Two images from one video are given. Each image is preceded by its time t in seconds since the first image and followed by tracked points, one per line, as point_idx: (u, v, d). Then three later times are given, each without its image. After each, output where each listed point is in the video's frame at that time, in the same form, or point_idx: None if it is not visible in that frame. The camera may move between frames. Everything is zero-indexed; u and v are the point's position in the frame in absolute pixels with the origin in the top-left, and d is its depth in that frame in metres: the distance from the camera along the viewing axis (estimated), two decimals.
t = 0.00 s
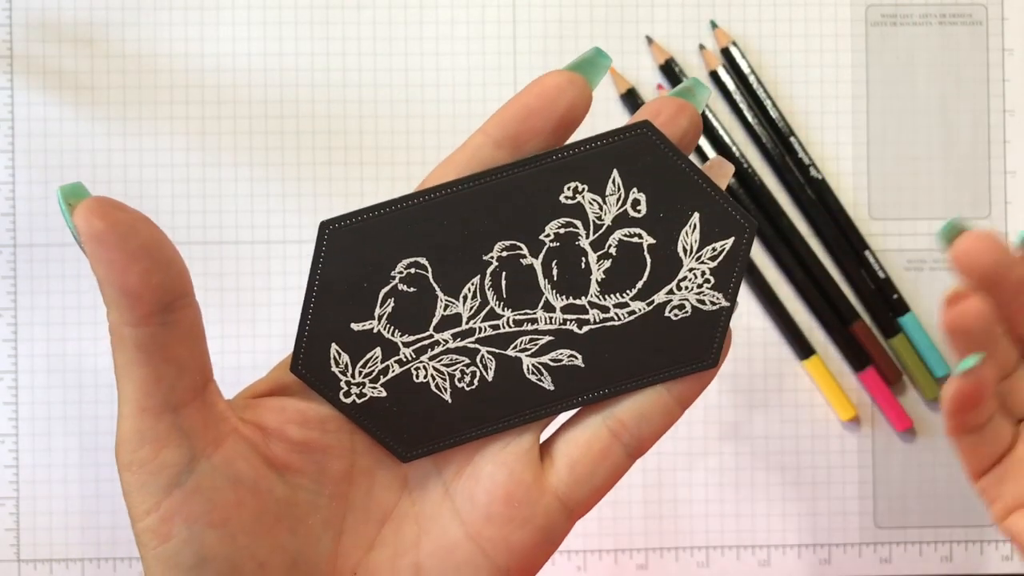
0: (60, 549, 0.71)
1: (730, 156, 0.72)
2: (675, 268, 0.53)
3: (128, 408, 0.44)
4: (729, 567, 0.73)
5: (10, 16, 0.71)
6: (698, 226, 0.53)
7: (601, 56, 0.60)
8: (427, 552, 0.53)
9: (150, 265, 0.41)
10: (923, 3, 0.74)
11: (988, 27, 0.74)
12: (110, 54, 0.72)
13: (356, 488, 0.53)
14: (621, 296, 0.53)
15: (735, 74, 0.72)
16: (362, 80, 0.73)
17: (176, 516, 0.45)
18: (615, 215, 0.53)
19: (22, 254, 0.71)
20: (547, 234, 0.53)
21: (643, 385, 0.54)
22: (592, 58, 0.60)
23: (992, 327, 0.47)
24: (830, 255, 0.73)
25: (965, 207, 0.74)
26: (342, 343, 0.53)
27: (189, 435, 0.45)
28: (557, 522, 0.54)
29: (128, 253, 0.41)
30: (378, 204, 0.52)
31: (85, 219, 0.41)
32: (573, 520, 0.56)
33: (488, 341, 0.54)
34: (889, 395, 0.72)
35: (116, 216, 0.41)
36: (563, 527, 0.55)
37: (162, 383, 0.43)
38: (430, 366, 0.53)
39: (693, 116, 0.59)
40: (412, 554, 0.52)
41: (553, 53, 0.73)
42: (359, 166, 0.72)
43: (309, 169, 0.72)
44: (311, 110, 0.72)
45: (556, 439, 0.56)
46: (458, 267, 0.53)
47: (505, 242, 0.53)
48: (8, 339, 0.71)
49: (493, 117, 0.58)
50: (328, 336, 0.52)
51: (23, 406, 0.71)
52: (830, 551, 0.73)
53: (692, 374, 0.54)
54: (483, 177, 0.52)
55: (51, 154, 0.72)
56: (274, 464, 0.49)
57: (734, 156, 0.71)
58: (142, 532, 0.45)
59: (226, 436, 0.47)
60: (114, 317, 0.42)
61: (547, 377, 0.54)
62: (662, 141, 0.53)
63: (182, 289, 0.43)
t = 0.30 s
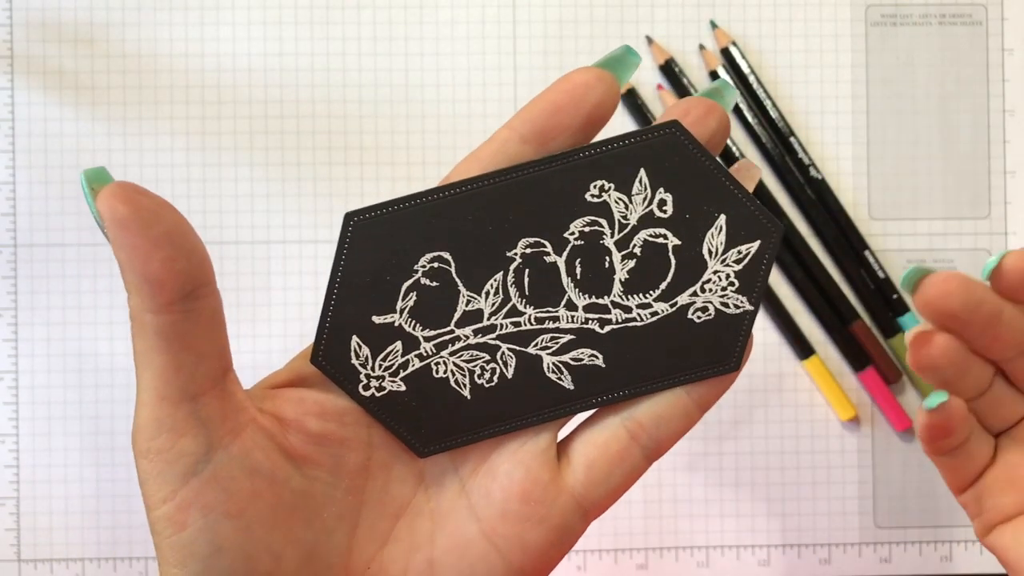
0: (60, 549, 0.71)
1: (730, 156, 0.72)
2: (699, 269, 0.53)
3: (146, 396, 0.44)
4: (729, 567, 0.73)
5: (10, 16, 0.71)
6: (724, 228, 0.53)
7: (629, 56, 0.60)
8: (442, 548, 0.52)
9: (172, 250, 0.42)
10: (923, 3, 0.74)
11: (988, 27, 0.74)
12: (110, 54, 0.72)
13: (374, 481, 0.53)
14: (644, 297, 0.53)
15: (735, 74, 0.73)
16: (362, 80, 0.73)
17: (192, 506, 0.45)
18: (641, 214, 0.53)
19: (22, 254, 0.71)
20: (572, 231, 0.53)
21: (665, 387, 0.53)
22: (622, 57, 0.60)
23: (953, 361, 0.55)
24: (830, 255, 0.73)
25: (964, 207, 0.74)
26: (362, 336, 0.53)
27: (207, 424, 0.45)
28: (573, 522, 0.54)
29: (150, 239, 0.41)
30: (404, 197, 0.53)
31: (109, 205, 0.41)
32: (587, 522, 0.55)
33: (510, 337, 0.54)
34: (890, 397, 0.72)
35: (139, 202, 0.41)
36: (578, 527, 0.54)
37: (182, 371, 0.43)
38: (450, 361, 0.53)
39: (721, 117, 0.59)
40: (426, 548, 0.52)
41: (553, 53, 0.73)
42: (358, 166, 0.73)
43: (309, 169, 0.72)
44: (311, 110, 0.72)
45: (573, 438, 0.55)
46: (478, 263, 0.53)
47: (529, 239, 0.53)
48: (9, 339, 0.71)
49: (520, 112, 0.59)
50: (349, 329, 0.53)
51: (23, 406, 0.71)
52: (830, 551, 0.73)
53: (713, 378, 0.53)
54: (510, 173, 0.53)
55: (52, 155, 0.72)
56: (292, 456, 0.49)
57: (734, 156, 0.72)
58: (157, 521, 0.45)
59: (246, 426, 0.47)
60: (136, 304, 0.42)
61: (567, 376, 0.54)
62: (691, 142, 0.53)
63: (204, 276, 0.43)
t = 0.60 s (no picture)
0: (60, 549, 0.71)
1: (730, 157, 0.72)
2: (712, 278, 0.53)
3: (155, 400, 0.44)
4: (729, 567, 0.73)
5: (10, 16, 0.71)
6: (737, 237, 0.53)
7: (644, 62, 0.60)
8: (447, 554, 0.53)
9: (182, 253, 0.42)
10: (923, 3, 0.74)
11: (988, 27, 0.74)
12: (109, 54, 0.72)
13: (379, 490, 0.53)
14: (656, 305, 0.53)
15: (735, 74, 0.72)
16: (363, 79, 0.73)
17: (199, 511, 0.45)
18: (653, 221, 0.53)
19: (22, 254, 0.72)
20: (584, 238, 0.53)
21: (677, 396, 0.53)
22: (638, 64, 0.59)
23: (907, 425, 0.54)
24: (830, 256, 0.73)
25: (965, 207, 0.74)
26: (371, 339, 0.53)
27: (214, 429, 0.45)
28: (579, 530, 0.54)
29: (160, 241, 0.42)
30: (414, 200, 0.53)
31: (119, 206, 0.41)
32: (595, 529, 0.55)
33: (520, 343, 0.54)
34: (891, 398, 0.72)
35: (150, 203, 0.42)
36: (585, 534, 0.54)
37: (191, 375, 0.43)
38: (459, 366, 0.53)
39: (736, 125, 0.59)
40: (431, 555, 0.52)
41: (553, 53, 0.73)
42: (358, 166, 0.72)
43: (309, 169, 0.72)
44: (311, 110, 0.72)
45: (583, 446, 0.55)
46: (488, 267, 0.53)
47: (541, 245, 0.53)
48: (9, 339, 0.71)
49: (534, 118, 0.59)
50: (358, 332, 0.53)
51: (23, 406, 0.71)
52: (831, 551, 0.73)
53: (726, 388, 0.53)
54: (522, 178, 0.53)
55: (52, 155, 0.72)
56: (300, 461, 0.49)
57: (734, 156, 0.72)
58: (163, 526, 0.45)
59: (253, 431, 0.47)
60: (146, 307, 0.43)
61: (576, 384, 0.54)
62: (706, 149, 0.53)
63: (214, 280, 0.43)
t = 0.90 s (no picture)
0: (60, 549, 0.71)
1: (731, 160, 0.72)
2: (703, 293, 0.53)
3: (142, 415, 0.44)
4: (729, 567, 0.73)
5: (10, 16, 0.71)
6: (728, 251, 0.52)
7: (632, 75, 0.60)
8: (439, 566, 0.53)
9: (170, 268, 0.42)
10: (923, 3, 0.74)
11: (988, 27, 0.74)
12: (109, 54, 0.72)
13: (370, 501, 0.53)
14: (646, 320, 0.53)
15: (735, 74, 0.72)
16: (362, 80, 0.73)
17: (187, 527, 0.45)
18: (643, 236, 0.53)
19: (22, 254, 0.72)
20: (573, 252, 0.53)
21: (668, 411, 0.53)
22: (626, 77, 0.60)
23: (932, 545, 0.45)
24: (830, 256, 0.73)
25: (965, 207, 0.74)
26: (360, 352, 0.53)
27: (202, 445, 0.45)
28: (569, 543, 0.54)
29: (148, 256, 0.42)
30: (404, 214, 0.53)
31: (107, 221, 0.41)
32: (584, 542, 0.55)
33: (510, 358, 0.54)
34: (890, 397, 0.72)
35: (136, 218, 0.41)
36: (575, 547, 0.55)
37: (179, 392, 0.43)
38: (448, 381, 0.53)
39: (725, 137, 0.59)
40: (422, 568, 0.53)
41: (553, 53, 0.73)
42: (358, 165, 0.73)
43: (309, 169, 0.72)
44: (311, 110, 0.73)
45: (572, 459, 0.55)
46: (478, 281, 0.53)
47: (529, 259, 0.53)
48: (8, 339, 0.71)
49: (521, 132, 0.59)
50: (347, 346, 0.53)
51: (23, 406, 0.71)
52: (830, 551, 0.73)
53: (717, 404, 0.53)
54: (510, 194, 0.53)
55: (52, 155, 0.72)
56: (289, 476, 0.49)
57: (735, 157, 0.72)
58: (151, 542, 0.45)
59: (241, 446, 0.47)
60: (133, 323, 0.42)
61: (566, 400, 0.53)
62: (696, 163, 0.53)
63: (201, 294, 0.43)
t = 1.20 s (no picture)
0: (61, 549, 0.71)
1: (731, 161, 0.72)
2: (695, 295, 0.53)
3: (145, 414, 0.44)
4: (728, 567, 0.73)
5: (10, 16, 0.71)
6: (719, 254, 0.52)
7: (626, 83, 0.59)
8: (435, 564, 0.53)
9: (174, 270, 0.42)
10: (923, 3, 0.74)
11: (988, 27, 0.74)
12: (109, 54, 0.72)
13: (367, 501, 0.53)
14: (639, 321, 0.53)
15: (735, 74, 0.72)
16: (362, 80, 0.73)
17: (189, 525, 0.45)
18: (635, 239, 0.53)
19: (22, 254, 0.72)
20: (567, 255, 0.53)
21: (660, 411, 0.53)
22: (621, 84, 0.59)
23: None
24: (830, 256, 0.73)
25: (965, 207, 0.74)
26: (357, 354, 0.53)
27: (203, 444, 0.45)
28: (564, 541, 0.55)
29: (152, 258, 0.42)
30: (403, 217, 0.53)
31: (110, 224, 0.41)
32: (578, 541, 0.56)
33: (505, 359, 0.53)
34: (891, 397, 0.72)
35: (140, 220, 0.41)
36: (569, 545, 0.55)
37: (182, 391, 0.43)
38: (444, 382, 0.53)
39: (716, 142, 0.60)
40: (419, 567, 0.53)
41: (553, 53, 0.73)
42: (359, 165, 0.73)
43: (309, 169, 0.72)
44: (311, 110, 0.73)
45: (566, 457, 0.56)
46: (474, 283, 0.53)
47: (524, 262, 0.53)
48: (8, 339, 0.71)
49: (516, 136, 0.59)
50: (344, 347, 0.53)
51: (23, 406, 0.71)
52: (830, 551, 0.73)
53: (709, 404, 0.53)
54: (507, 196, 0.53)
55: (52, 155, 0.72)
56: (289, 475, 0.49)
57: (734, 157, 0.72)
58: (153, 540, 0.45)
59: (241, 446, 0.47)
60: (136, 323, 0.42)
61: (561, 400, 0.53)
62: (687, 167, 0.52)
63: (203, 296, 0.43)
